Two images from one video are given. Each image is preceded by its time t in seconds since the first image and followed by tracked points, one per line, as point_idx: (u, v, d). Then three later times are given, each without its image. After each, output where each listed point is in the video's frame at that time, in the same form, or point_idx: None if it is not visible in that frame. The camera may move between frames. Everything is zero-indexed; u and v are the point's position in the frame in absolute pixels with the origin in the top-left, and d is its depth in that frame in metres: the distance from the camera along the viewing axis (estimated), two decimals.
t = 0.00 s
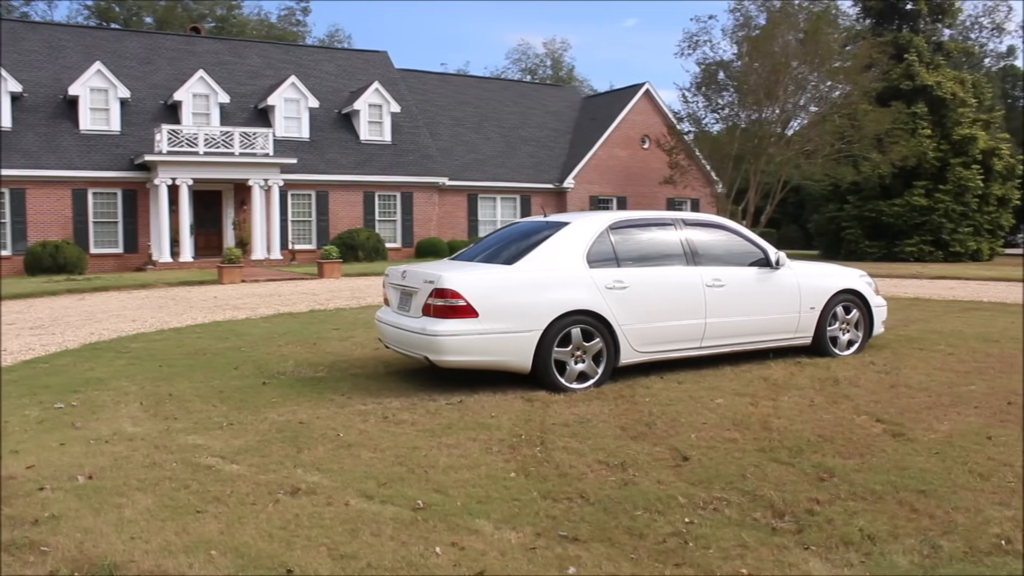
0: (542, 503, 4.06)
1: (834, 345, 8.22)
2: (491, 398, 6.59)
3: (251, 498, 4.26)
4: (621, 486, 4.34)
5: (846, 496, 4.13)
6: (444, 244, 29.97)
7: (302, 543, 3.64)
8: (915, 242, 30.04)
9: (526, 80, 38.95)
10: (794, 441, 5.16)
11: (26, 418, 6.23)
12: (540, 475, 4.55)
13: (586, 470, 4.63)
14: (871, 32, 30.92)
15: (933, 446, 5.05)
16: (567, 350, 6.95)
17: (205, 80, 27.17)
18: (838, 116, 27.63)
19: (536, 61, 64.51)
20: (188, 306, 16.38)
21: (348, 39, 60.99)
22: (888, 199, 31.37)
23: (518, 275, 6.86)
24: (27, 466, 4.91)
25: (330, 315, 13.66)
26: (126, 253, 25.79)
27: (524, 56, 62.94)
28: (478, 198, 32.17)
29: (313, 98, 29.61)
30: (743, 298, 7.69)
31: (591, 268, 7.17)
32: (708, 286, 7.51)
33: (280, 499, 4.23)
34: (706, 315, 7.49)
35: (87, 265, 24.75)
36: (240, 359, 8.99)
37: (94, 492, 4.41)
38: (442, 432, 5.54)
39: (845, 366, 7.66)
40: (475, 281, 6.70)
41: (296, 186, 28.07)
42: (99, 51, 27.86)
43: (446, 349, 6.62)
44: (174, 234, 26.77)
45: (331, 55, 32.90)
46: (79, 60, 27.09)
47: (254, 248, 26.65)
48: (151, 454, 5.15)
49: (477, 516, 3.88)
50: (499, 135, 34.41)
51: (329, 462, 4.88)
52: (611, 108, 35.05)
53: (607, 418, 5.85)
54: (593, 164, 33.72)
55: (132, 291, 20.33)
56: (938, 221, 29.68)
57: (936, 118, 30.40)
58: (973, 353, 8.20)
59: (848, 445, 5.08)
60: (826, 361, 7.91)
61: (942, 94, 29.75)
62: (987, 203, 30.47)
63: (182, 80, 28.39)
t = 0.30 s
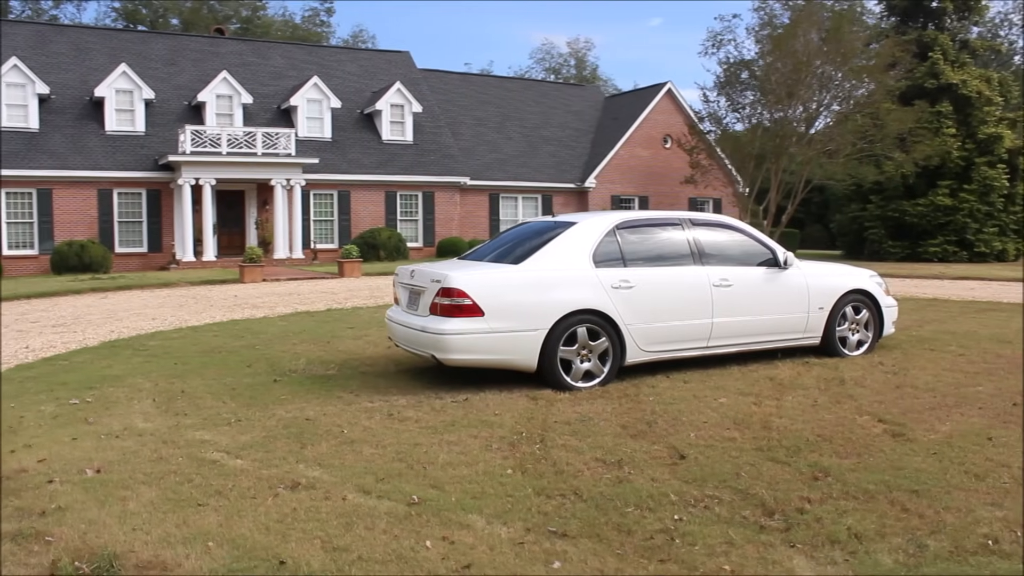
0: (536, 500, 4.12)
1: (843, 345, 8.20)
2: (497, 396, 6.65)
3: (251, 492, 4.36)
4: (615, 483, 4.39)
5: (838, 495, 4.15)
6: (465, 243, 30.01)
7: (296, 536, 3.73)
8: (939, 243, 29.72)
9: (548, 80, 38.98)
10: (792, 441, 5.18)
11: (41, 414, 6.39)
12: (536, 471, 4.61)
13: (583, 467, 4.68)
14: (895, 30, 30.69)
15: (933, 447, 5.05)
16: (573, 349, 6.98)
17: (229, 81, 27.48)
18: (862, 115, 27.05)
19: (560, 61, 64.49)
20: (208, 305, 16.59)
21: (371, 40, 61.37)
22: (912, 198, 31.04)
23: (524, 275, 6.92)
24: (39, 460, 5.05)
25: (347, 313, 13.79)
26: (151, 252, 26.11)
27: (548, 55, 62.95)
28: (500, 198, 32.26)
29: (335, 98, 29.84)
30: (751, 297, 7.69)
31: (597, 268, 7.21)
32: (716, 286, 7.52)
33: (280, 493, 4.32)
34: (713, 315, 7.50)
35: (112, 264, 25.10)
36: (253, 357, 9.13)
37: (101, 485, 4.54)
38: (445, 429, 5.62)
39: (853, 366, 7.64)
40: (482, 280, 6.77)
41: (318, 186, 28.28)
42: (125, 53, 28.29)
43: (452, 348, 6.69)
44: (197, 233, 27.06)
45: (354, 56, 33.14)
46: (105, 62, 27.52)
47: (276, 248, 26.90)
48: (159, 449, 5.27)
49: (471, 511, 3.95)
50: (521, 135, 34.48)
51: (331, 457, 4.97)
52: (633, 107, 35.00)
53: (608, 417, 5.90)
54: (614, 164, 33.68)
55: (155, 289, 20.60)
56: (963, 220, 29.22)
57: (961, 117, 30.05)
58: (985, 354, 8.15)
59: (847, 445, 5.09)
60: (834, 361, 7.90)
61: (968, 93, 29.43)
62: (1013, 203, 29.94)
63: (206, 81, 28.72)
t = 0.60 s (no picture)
0: (529, 497, 4.16)
1: (852, 345, 8.17)
2: (501, 395, 6.70)
3: (251, 487, 4.45)
4: (610, 480, 4.42)
5: (831, 494, 4.15)
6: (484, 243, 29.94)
7: (291, 530, 3.81)
8: (961, 242, 29.49)
9: (569, 80, 38.99)
10: (792, 440, 5.18)
11: (54, 411, 6.52)
12: (533, 469, 4.65)
13: (579, 465, 4.71)
14: (917, 29, 30.39)
15: (932, 448, 5.03)
16: (578, 349, 7.01)
17: (250, 82, 27.75)
18: (883, 115, 26.67)
19: (582, 61, 64.41)
20: (226, 304, 16.79)
21: (393, 41, 61.65)
22: (934, 198, 30.74)
23: (529, 274, 6.96)
24: (48, 455, 5.17)
25: (361, 313, 13.90)
26: (173, 252, 26.40)
27: (569, 55, 62.94)
28: (519, 198, 32.33)
29: (355, 99, 30.04)
30: (758, 298, 7.68)
31: (603, 268, 7.24)
32: (722, 286, 7.52)
33: (279, 488, 4.41)
34: (719, 315, 7.51)
35: (135, 264, 25.43)
36: (266, 355, 9.23)
37: (106, 480, 4.65)
38: (447, 426, 5.67)
39: (860, 367, 7.63)
40: (487, 280, 6.82)
41: (338, 186, 28.48)
42: (148, 55, 28.69)
43: (457, 347, 6.75)
44: (218, 234, 27.31)
45: (375, 56, 33.33)
46: (129, 65, 27.91)
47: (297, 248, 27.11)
48: (165, 445, 5.36)
49: (465, 508, 4.00)
50: (541, 135, 34.52)
51: (332, 454, 5.04)
52: (654, 107, 34.91)
53: (611, 415, 5.92)
54: (634, 164, 33.65)
55: (175, 289, 20.84)
56: (986, 220, 29.10)
57: (985, 115, 29.75)
58: (996, 355, 8.09)
59: (846, 444, 5.09)
60: (842, 361, 7.88)
61: (991, 92, 29.07)
62: None
63: (227, 83, 29.02)
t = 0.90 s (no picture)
0: (510, 494, 4.19)
1: (850, 345, 8.15)
2: (495, 393, 6.73)
3: (237, 484, 4.50)
4: (593, 479, 4.44)
5: (812, 493, 4.16)
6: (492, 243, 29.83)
7: (272, 527, 3.86)
8: (974, 242, 29.07)
9: (581, 79, 38.97)
10: (780, 440, 5.18)
11: (53, 409, 6.60)
12: (518, 467, 4.67)
13: (564, 464, 4.73)
14: (929, 27, 30.25)
15: (921, 448, 5.02)
16: (572, 348, 7.03)
17: (262, 83, 27.92)
18: (894, 114, 26.52)
19: (595, 60, 64.34)
20: (234, 303, 16.89)
21: (406, 41, 61.83)
22: (946, 197, 30.60)
23: (523, 274, 6.99)
24: (42, 452, 5.25)
25: (367, 312, 13.95)
26: (184, 252, 26.58)
27: (582, 54, 62.88)
28: (530, 197, 32.34)
29: (366, 99, 30.15)
30: (754, 297, 7.68)
31: (598, 268, 7.25)
32: (718, 285, 7.52)
33: (264, 485, 4.46)
34: (715, 314, 7.50)
35: (146, 264, 25.60)
36: (267, 354, 9.29)
37: (96, 477, 4.71)
38: (437, 425, 5.70)
39: (857, 366, 7.60)
40: (481, 279, 6.86)
41: (349, 186, 28.58)
42: (160, 55, 28.90)
43: (451, 346, 6.79)
44: (229, 233, 27.46)
45: (386, 57, 33.44)
46: (141, 66, 28.13)
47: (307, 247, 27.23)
48: (157, 443, 5.43)
49: (445, 505, 4.03)
50: (552, 135, 34.51)
51: (320, 452, 5.09)
52: (665, 106, 34.86)
53: (601, 414, 5.93)
54: (645, 164, 33.62)
55: (184, 289, 20.98)
56: (999, 220, 28.77)
57: (998, 114, 29.55)
58: (995, 355, 8.06)
59: (834, 444, 5.09)
60: (839, 361, 7.86)
61: (1005, 90, 28.94)
62: None
63: (239, 83, 29.20)
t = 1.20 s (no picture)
0: (485, 493, 4.23)
1: (840, 345, 8.16)
2: (482, 393, 6.76)
3: (218, 482, 4.55)
4: (569, 478, 4.47)
5: (786, 492, 4.18)
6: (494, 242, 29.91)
7: (248, 524, 3.90)
8: (978, 242, 29.05)
9: (585, 79, 38.95)
10: (761, 440, 5.20)
11: (44, 407, 6.65)
12: (497, 466, 4.71)
13: (543, 462, 4.76)
14: (933, 25, 30.15)
15: (900, 448, 5.03)
16: (559, 347, 7.06)
17: (265, 82, 28.01)
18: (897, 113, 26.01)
19: (601, 59, 64.20)
20: (234, 303, 16.94)
21: (412, 40, 61.91)
22: (950, 196, 30.55)
23: (510, 274, 7.03)
24: (30, 450, 5.30)
25: (365, 311, 13.99)
26: (188, 251, 26.68)
27: (588, 54, 62.84)
28: (533, 197, 32.36)
29: (369, 99, 30.20)
30: (743, 297, 7.70)
31: (585, 267, 7.28)
32: (707, 285, 7.54)
33: (244, 483, 4.50)
34: (703, 314, 7.53)
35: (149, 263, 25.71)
36: (260, 353, 9.34)
37: (80, 474, 4.76)
38: (421, 424, 5.74)
39: (846, 366, 7.61)
40: (468, 279, 6.89)
41: (352, 185, 28.65)
42: (164, 55, 29.02)
43: (439, 345, 6.83)
44: (233, 232, 27.56)
45: (390, 56, 33.49)
46: (145, 66, 28.25)
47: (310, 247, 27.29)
48: (143, 441, 5.47)
49: (421, 503, 4.07)
50: (555, 134, 34.51)
51: (303, 450, 5.13)
52: (669, 106, 34.85)
53: (585, 413, 5.96)
54: (649, 163, 33.66)
55: (186, 288, 21.06)
56: (1002, 219, 28.64)
57: (1002, 113, 29.51)
58: (985, 355, 8.05)
59: (813, 444, 5.10)
60: (828, 361, 7.88)
61: (1009, 89, 28.85)
62: None
63: (242, 83, 29.28)
